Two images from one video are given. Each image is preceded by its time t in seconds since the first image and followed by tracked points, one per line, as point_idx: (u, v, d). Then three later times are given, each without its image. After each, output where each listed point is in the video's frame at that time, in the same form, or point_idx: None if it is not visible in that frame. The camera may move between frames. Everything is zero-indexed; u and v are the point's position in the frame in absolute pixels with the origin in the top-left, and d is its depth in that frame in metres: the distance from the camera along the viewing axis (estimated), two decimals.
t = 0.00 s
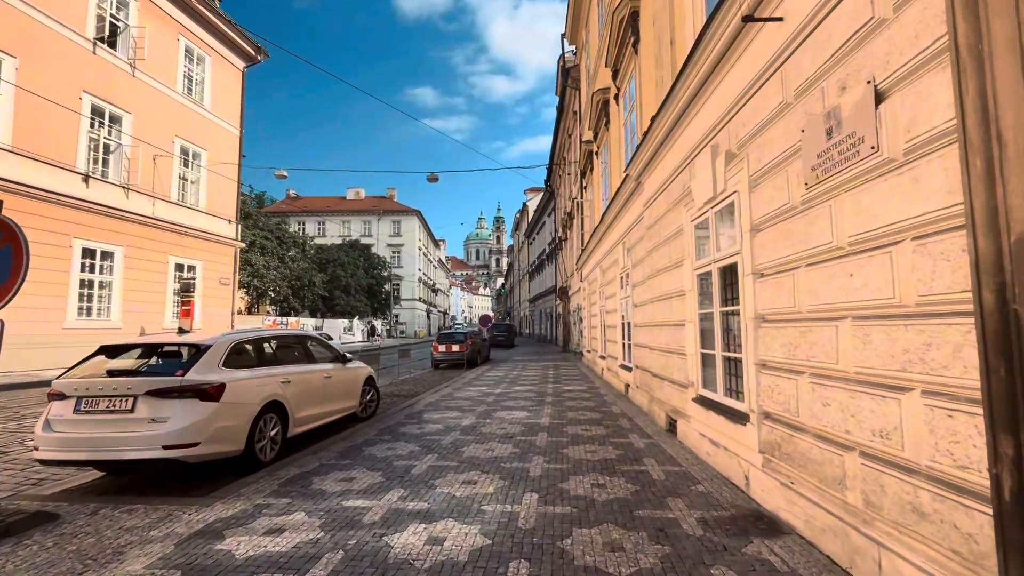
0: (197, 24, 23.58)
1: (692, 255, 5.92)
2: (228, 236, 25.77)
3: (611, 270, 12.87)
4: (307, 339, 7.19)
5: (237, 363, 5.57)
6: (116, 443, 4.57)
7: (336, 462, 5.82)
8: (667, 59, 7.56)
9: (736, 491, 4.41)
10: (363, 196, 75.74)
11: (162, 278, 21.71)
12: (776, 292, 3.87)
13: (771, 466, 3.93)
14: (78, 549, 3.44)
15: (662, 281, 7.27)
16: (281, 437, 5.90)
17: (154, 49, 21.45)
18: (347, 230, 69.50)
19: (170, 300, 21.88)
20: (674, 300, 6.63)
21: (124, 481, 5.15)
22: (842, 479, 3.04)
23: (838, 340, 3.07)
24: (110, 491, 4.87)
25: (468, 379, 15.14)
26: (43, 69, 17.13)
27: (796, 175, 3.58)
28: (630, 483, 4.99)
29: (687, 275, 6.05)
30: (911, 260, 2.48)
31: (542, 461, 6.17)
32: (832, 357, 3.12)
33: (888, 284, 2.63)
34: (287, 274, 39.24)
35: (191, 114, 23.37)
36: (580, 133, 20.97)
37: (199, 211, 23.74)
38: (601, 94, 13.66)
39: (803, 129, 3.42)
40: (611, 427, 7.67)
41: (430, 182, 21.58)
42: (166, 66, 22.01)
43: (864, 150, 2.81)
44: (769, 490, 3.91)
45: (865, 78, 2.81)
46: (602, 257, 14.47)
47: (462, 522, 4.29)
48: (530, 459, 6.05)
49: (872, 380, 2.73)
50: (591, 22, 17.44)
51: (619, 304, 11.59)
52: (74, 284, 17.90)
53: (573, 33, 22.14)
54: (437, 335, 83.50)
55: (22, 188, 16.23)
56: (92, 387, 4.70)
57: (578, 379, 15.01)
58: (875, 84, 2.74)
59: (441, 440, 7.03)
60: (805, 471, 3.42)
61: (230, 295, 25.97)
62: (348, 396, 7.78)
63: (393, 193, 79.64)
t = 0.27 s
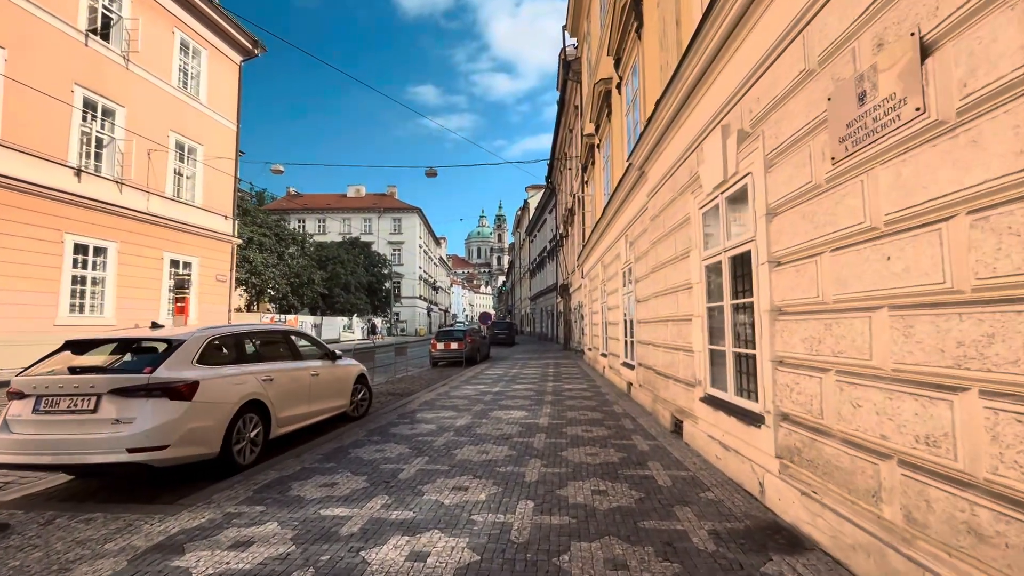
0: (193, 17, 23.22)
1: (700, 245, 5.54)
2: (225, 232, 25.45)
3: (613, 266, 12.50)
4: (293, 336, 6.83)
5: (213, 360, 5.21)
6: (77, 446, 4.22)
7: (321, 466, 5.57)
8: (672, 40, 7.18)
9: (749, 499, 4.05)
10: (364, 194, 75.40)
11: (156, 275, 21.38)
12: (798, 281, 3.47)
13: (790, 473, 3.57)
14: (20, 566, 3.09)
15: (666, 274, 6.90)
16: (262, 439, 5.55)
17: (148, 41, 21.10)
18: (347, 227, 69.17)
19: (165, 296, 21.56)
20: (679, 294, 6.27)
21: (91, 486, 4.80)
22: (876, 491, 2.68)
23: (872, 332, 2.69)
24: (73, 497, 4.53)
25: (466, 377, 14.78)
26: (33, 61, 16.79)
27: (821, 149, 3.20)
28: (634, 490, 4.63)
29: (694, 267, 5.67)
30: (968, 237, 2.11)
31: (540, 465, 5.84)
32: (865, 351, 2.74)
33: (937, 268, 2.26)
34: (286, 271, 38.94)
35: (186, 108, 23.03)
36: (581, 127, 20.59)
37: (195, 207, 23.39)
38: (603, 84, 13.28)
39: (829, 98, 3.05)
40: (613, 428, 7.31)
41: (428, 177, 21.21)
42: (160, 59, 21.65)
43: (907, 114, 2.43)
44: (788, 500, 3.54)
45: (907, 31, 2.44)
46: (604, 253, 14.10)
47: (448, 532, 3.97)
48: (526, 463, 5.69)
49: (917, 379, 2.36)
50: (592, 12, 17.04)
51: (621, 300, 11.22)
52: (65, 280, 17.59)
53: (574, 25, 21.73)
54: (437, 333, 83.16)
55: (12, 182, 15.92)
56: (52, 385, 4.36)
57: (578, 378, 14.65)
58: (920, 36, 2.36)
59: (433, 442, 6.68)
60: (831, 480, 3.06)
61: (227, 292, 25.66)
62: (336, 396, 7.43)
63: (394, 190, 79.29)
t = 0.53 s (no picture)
0: (189, 12, 22.88)
1: (711, 241, 5.17)
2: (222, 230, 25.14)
3: (615, 264, 12.13)
4: (280, 337, 6.48)
5: (188, 364, 4.85)
6: (32, 460, 3.86)
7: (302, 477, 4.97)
8: (680, 25, 6.81)
9: (769, 520, 3.67)
10: (365, 192, 75.12)
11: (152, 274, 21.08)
12: (829, 277, 3.08)
13: (818, 493, 3.19)
14: None
15: (674, 273, 6.53)
16: (243, 448, 5.18)
17: (143, 36, 20.77)
18: (348, 225, 68.86)
19: (160, 295, 21.26)
20: (688, 293, 5.89)
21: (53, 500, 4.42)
22: (930, 523, 2.31)
23: (924, 338, 2.32)
24: (32, 512, 4.16)
25: (465, 379, 14.42)
26: (26, 56, 16.52)
27: (858, 128, 2.81)
28: (641, 508, 4.26)
29: (705, 264, 5.29)
30: None
31: (539, 478, 5.35)
32: (916, 358, 2.37)
33: (1018, 261, 1.89)
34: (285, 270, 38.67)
35: (182, 104, 22.71)
36: (583, 123, 20.22)
37: (190, 204, 23.08)
38: (606, 78, 12.92)
39: (869, 68, 2.67)
40: (617, 434, 6.94)
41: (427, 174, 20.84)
42: (156, 55, 21.32)
43: (973, 81, 2.06)
44: (816, 525, 3.16)
45: None
46: (606, 251, 13.71)
47: (436, 561, 3.41)
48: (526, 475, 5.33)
49: (991, 395, 1.99)
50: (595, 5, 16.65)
51: (625, 300, 10.84)
52: (58, 278, 17.30)
53: (576, 20, 21.35)
54: (438, 333, 82.92)
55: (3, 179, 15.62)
56: (8, 392, 4.00)
57: (580, 379, 14.28)
58: None
59: (426, 449, 6.32)
60: (871, 505, 2.68)
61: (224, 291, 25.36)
62: (326, 400, 7.08)
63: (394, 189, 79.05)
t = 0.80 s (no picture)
0: (185, 6, 22.52)
1: (728, 230, 4.78)
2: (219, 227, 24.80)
3: (619, 259, 11.75)
4: (266, 335, 6.12)
5: (161, 363, 4.48)
6: None
7: (284, 486, 4.51)
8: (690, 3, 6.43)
9: (798, 536, 3.29)
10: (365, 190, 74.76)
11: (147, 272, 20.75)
12: (874, 262, 2.69)
13: (858, 509, 2.82)
14: None
15: (684, 266, 6.14)
16: (222, 454, 4.80)
17: (138, 30, 20.42)
18: (349, 224, 68.55)
19: (156, 293, 20.94)
20: (700, 287, 5.51)
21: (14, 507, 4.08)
22: (1009, 551, 1.94)
23: (1004, 332, 1.95)
24: None
25: (465, 378, 14.05)
26: (16, 49, 16.18)
27: (914, 88, 2.42)
28: (653, 519, 3.89)
29: (721, 254, 4.91)
30: None
31: (541, 485, 4.94)
32: (994, 356, 1.99)
33: None
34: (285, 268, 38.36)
35: (178, 99, 22.35)
36: (586, 116, 19.82)
37: (186, 201, 22.74)
38: (610, 67, 12.52)
39: (929, 16, 2.29)
40: (624, 437, 6.56)
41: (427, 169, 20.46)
42: (150, 49, 20.97)
43: None
44: (857, 545, 2.79)
45: None
46: (610, 246, 13.32)
47: None
48: (527, 482, 4.96)
49: None
50: None
51: (630, 296, 10.46)
52: (50, 276, 16.97)
53: (578, 11, 20.93)
54: (439, 331, 82.62)
55: None
56: None
57: (583, 378, 13.92)
58: None
59: (421, 453, 5.95)
60: (929, 526, 2.32)
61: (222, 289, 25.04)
62: (317, 401, 6.72)
63: (395, 187, 78.69)
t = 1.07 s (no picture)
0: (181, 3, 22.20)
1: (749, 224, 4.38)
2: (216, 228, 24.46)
3: (624, 259, 11.36)
4: (250, 339, 5.72)
5: (127, 374, 4.11)
6: None
7: (265, 507, 4.35)
8: None
9: (838, 572, 2.90)
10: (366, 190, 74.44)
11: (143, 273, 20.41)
12: (941, 260, 2.30)
13: (915, 547, 2.44)
14: None
15: (697, 265, 5.74)
16: (197, 470, 4.41)
17: (133, 27, 20.10)
18: (349, 224, 68.20)
19: (151, 294, 20.58)
20: (715, 288, 5.13)
21: None
22: None
23: None
24: None
25: (465, 381, 13.69)
26: (7, 45, 15.86)
27: (992, 50, 2.03)
28: (671, 546, 3.50)
29: (739, 251, 4.51)
30: None
31: (546, 507, 4.56)
32: None
33: None
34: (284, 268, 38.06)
35: (174, 97, 22.02)
36: (588, 113, 19.44)
37: (183, 201, 22.38)
38: (613, 60, 12.15)
39: None
40: (632, 447, 6.18)
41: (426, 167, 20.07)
42: (145, 46, 20.64)
43: None
44: None
45: None
46: (614, 245, 12.93)
47: None
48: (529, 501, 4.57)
49: None
50: None
51: (634, 297, 10.08)
52: (42, 277, 16.64)
53: (580, 6, 20.56)
54: (440, 331, 82.30)
55: None
56: None
57: (586, 380, 13.54)
58: None
59: (416, 467, 5.64)
60: None
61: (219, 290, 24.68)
62: (306, 408, 6.33)
63: (395, 187, 78.35)
